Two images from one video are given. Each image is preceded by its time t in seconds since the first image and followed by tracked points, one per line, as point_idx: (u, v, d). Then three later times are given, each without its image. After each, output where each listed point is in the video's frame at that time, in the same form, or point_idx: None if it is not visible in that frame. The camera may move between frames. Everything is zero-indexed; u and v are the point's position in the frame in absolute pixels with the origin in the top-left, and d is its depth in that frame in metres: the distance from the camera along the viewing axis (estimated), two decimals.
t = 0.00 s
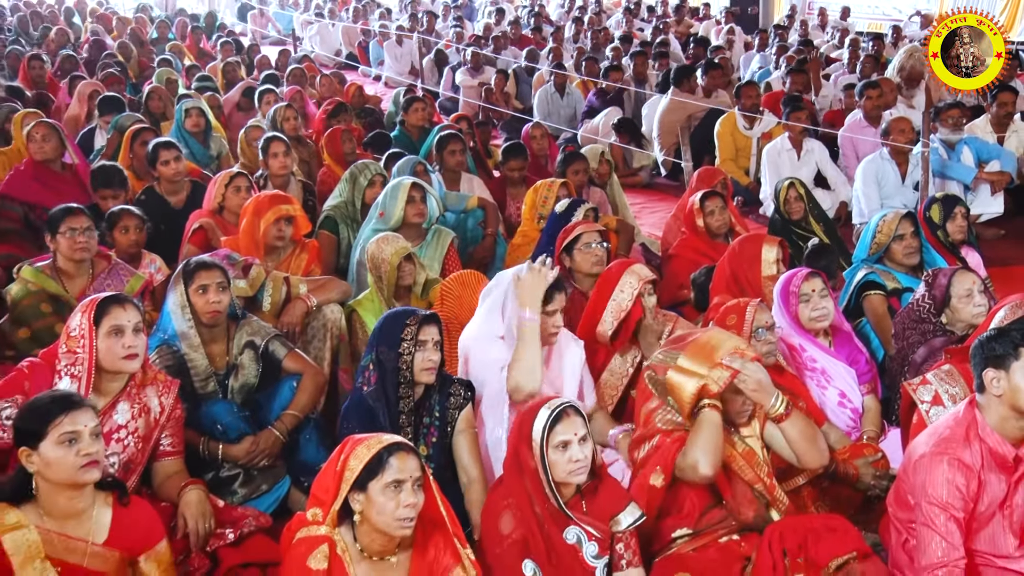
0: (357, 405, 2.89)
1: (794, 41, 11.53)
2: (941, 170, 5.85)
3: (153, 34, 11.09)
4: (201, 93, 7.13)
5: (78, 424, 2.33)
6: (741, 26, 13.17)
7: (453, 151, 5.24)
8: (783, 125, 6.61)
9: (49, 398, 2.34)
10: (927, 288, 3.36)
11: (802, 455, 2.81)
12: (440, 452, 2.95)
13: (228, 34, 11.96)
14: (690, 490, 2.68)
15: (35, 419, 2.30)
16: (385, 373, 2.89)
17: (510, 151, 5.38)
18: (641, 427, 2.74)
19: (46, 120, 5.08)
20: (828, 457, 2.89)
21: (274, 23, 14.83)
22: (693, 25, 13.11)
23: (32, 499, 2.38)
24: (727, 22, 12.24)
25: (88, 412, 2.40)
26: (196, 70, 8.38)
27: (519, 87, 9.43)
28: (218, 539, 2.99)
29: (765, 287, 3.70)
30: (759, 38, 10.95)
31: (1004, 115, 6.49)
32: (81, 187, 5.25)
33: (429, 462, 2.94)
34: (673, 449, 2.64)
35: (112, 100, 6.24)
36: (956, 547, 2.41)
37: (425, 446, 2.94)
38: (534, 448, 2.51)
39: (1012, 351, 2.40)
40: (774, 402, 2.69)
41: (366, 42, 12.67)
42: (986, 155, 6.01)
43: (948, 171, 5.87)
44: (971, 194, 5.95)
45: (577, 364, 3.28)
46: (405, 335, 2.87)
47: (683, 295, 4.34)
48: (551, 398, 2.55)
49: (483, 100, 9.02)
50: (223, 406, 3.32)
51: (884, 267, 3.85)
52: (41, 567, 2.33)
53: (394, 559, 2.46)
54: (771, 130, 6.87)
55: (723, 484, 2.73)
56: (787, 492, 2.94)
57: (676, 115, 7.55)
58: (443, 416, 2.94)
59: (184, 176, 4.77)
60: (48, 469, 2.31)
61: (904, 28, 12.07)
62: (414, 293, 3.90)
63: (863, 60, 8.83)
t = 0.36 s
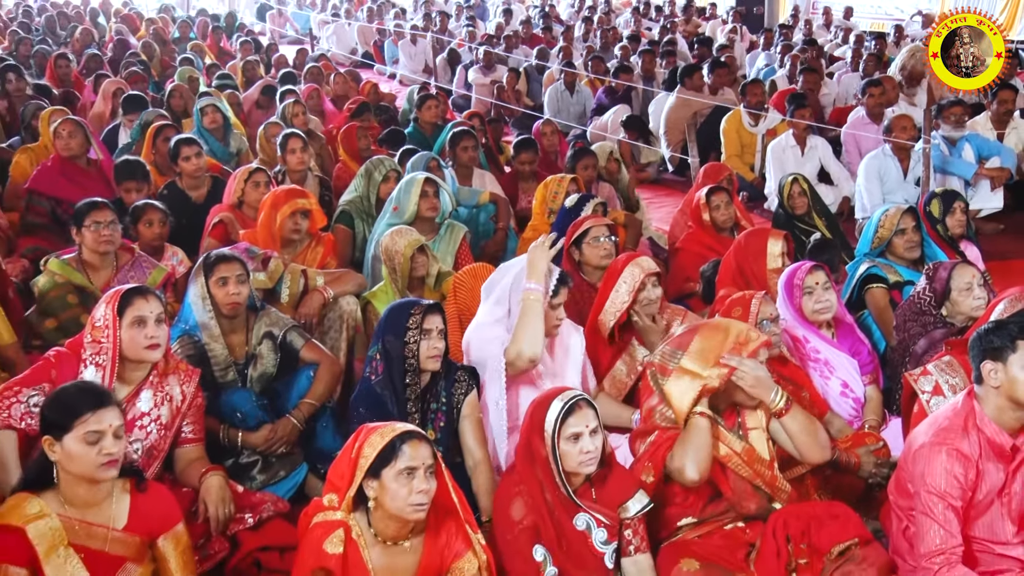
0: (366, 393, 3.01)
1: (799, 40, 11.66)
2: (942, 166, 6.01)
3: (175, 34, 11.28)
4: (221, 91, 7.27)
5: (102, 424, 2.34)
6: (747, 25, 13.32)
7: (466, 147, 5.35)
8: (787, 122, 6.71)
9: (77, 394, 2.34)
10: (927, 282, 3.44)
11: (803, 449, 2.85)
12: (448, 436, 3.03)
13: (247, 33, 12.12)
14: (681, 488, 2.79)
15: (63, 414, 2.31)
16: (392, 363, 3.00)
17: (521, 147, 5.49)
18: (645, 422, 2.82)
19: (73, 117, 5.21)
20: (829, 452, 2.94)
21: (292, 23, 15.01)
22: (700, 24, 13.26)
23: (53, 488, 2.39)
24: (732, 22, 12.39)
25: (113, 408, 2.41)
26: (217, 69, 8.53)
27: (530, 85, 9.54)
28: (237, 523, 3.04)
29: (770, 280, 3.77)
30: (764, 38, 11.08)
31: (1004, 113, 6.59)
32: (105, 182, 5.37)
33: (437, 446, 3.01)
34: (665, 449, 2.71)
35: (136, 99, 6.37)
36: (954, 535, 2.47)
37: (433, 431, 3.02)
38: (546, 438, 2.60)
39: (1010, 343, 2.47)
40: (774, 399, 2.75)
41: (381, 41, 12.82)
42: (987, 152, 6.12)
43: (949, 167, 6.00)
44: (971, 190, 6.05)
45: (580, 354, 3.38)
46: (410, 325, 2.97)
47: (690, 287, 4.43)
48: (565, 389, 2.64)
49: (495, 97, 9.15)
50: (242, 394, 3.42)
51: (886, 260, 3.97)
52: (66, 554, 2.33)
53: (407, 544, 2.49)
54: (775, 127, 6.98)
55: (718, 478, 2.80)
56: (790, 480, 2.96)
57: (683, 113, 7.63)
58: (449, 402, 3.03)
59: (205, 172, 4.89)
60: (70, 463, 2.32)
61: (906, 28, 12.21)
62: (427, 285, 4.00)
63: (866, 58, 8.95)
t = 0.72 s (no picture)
0: (377, 386, 3.11)
1: (803, 41, 11.79)
2: (943, 164, 6.14)
3: (196, 36, 11.45)
4: (241, 92, 7.40)
5: (122, 446, 2.30)
6: (751, 27, 13.45)
7: (479, 145, 5.45)
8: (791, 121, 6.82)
9: (106, 405, 2.30)
10: (929, 277, 3.54)
11: (802, 439, 2.94)
12: (458, 425, 3.13)
13: (266, 35, 12.28)
14: (688, 477, 2.85)
15: (88, 423, 2.28)
16: (402, 356, 3.10)
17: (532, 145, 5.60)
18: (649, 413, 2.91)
19: (98, 116, 5.34)
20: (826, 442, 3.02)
21: (309, 26, 15.18)
22: (706, 25, 13.39)
23: (73, 478, 2.37)
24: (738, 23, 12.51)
25: (139, 419, 2.36)
26: (237, 70, 8.67)
27: (541, 85, 9.65)
28: (257, 511, 3.13)
29: (775, 276, 3.86)
30: (770, 39, 11.21)
31: (1004, 113, 6.68)
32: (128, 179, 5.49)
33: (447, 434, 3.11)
34: (670, 437, 2.82)
35: (158, 97, 6.49)
36: (954, 524, 2.56)
37: (443, 420, 3.11)
38: (554, 427, 2.68)
39: (1007, 338, 2.54)
40: (769, 389, 2.82)
41: (396, 42, 12.97)
42: (988, 150, 6.22)
43: (950, 165, 6.13)
44: (971, 187, 6.17)
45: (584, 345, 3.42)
46: (421, 319, 3.06)
47: (697, 282, 4.53)
48: (571, 380, 2.72)
49: (506, 97, 9.27)
50: (261, 385, 3.51)
51: (888, 257, 4.08)
52: (85, 544, 2.32)
53: (422, 531, 2.56)
54: (781, 126, 7.09)
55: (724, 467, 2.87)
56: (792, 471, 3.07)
57: (689, 112, 7.79)
58: (459, 392, 3.13)
59: (225, 169, 5.00)
60: (87, 468, 2.31)
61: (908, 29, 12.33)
62: (440, 279, 4.10)
63: (869, 59, 9.06)
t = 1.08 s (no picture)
0: (396, 379, 3.21)
1: (810, 43, 11.90)
2: (945, 163, 6.23)
3: (215, 37, 11.62)
4: (258, 92, 7.53)
5: (144, 433, 2.39)
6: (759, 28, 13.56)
7: (490, 144, 5.54)
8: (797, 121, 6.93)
9: (133, 395, 2.39)
10: (931, 274, 3.60)
11: (802, 429, 3.00)
12: (473, 420, 3.19)
13: (283, 36, 12.44)
14: (690, 472, 2.92)
15: (114, 411, 2.37)
16: (418, 351, 3.19)
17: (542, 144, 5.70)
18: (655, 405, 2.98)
19: (121, 116, 5.46)
20: (827, 433, 3.07)
21: (325, 27, 15.36)
22: (714, 27, 13.51)
23: (101, 466, 2.46)
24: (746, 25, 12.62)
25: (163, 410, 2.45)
26: (254, 71, 8.81)
27: (552, 85, 9.77)
28: (274, 501, 3.18)
29: (780, 272, 3.95)
30: (777, 41, 11.32)
31: (1007, 113, 6.77)
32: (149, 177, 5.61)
33: (462, 429, 3.18)
34: (677, 432, 2.89)
35: (179, 96, 6.61)
36: (956, 516, 2.63)
37: (458, 415, 3.19)
38: (564, 421, 2.74)
39: (1010, 334, 2.60)
40: (771, 381, 2.85)
41: (410, 43, 13.11)
42: (990, 149, 6.30)
43: (952, 163, 6.23)
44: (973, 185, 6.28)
45: (591, 342, 3.55)
46: (438, 317, 3.16)
47: (704, 278, 4.61)
48: (580, 375, 2.77)
49: (517, 97, 9.38)
50: (279, 378, 3.60)
51: (891, 254, 4.16)
52: (111, 530, 2.40)
53: (434, 522, 2.63)
54: (787, 126, 7.17)
55: (726, 464, 2.94)
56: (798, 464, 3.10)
57: (697, 113, 7.88)
58: (475, 387, 3.19)
59: (243, 168, 5.11)
60: (113, 455, 2.40)
61: (913, 31, 12.45)
62: (453, 275, 4.22)
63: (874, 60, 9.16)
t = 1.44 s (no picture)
0: (418, 374, 3.20)
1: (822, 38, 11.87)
2: (958, 157, 6.23)
3: (228, 33, 11.66)
4: (270, 87, 7.55)
5: (154, 399, 2.43)
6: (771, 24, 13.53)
7: (502, 139, 5.56)
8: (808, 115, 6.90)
9: (130, 375, 2.45)
10: (944, 270, 3.60)
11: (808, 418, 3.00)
12: (490, 419, 3.21)
13: (295, 31, 12.46)
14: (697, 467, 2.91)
15: (119, 391, 2.41)
16: (440, 348, 3.17)
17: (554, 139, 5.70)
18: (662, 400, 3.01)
19: (134, 111, 5.49)
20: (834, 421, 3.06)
21: (337, 23, 15.38)
22: (726, 22, 13.49)
23: (118, 461, 2.48)
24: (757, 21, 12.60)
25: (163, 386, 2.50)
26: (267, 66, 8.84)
27: (563, 80, 9.77)
28: (286, 494, 3.17)
29: (792, 265, 3.95)
30: (789, 37, 11.29)
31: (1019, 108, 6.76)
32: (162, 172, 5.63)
33: (480, 427, 3.20)
34: (684, 430, 2.89)
35: (193, 91, 6.64)
36: (968, 511, 2.62)
37: (477, 413, 3.20)
38: (576, 415, 2.74)
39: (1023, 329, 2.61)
40: (774, 370, 2.86)
41: (422, 38, 13.11)
42: (1003, 144, 6.32)
43: (965, 157, 6.23)
44: (986, 180, 6.26)
45: (600, 334, 3.58)
46: (461, 313, 3.13)
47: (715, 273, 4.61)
48: (591, 370, 2.77)
49: (528, 92, 9.39)
50: (291, 372, 3.60)
51: (903, 249, 4.15)
52: (128, 523, 2.42)
53: (445, 515, 2.63)
54: (798, 121, 7.16)
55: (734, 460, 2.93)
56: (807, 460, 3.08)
57: (709, 108, 7.89)
58: (496, 386, 3.20)
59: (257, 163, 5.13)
60: (129, 440, 2.42)
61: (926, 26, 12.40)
62: (465, 269, 4.25)
63: (886, 55, 9.12)
